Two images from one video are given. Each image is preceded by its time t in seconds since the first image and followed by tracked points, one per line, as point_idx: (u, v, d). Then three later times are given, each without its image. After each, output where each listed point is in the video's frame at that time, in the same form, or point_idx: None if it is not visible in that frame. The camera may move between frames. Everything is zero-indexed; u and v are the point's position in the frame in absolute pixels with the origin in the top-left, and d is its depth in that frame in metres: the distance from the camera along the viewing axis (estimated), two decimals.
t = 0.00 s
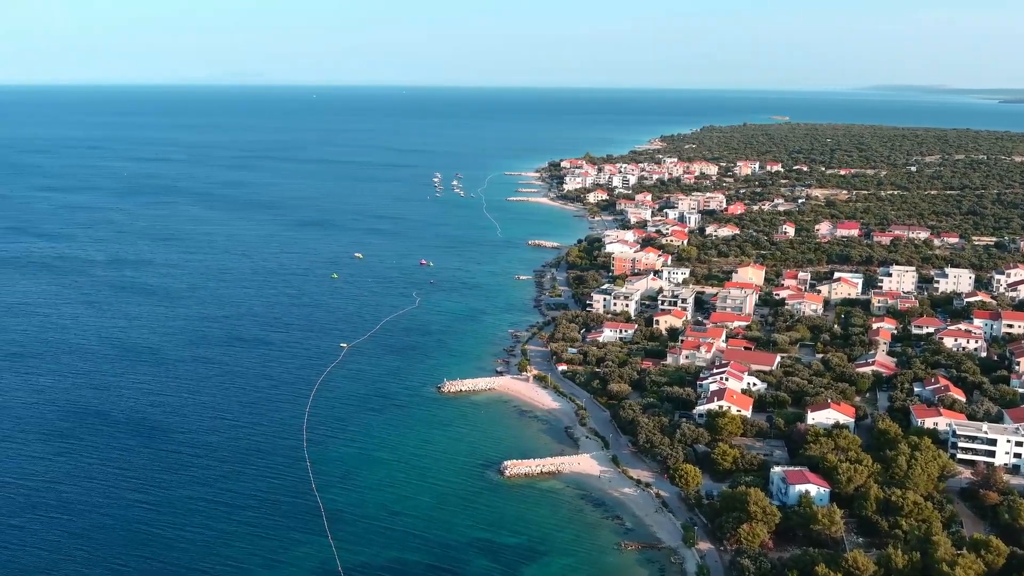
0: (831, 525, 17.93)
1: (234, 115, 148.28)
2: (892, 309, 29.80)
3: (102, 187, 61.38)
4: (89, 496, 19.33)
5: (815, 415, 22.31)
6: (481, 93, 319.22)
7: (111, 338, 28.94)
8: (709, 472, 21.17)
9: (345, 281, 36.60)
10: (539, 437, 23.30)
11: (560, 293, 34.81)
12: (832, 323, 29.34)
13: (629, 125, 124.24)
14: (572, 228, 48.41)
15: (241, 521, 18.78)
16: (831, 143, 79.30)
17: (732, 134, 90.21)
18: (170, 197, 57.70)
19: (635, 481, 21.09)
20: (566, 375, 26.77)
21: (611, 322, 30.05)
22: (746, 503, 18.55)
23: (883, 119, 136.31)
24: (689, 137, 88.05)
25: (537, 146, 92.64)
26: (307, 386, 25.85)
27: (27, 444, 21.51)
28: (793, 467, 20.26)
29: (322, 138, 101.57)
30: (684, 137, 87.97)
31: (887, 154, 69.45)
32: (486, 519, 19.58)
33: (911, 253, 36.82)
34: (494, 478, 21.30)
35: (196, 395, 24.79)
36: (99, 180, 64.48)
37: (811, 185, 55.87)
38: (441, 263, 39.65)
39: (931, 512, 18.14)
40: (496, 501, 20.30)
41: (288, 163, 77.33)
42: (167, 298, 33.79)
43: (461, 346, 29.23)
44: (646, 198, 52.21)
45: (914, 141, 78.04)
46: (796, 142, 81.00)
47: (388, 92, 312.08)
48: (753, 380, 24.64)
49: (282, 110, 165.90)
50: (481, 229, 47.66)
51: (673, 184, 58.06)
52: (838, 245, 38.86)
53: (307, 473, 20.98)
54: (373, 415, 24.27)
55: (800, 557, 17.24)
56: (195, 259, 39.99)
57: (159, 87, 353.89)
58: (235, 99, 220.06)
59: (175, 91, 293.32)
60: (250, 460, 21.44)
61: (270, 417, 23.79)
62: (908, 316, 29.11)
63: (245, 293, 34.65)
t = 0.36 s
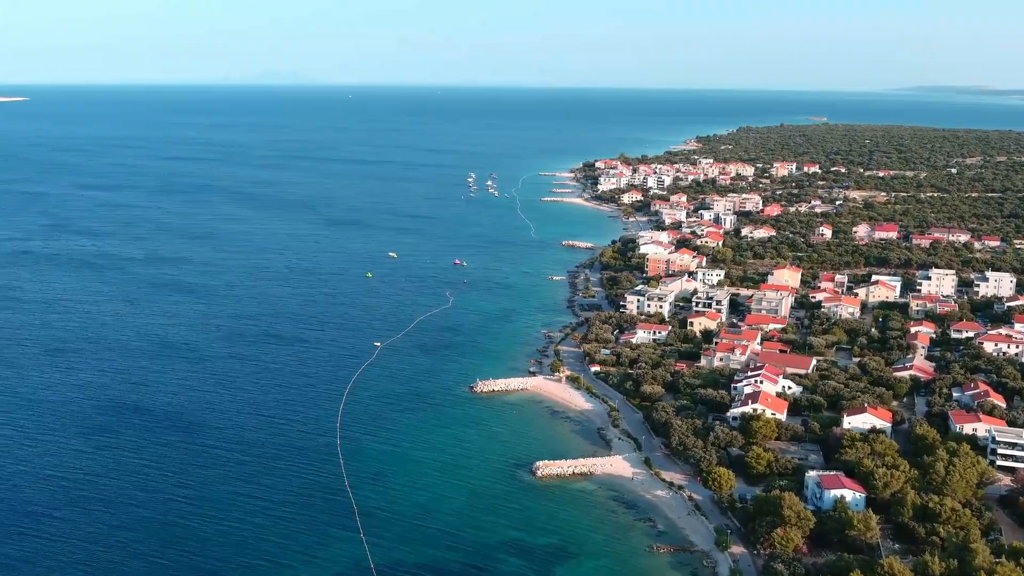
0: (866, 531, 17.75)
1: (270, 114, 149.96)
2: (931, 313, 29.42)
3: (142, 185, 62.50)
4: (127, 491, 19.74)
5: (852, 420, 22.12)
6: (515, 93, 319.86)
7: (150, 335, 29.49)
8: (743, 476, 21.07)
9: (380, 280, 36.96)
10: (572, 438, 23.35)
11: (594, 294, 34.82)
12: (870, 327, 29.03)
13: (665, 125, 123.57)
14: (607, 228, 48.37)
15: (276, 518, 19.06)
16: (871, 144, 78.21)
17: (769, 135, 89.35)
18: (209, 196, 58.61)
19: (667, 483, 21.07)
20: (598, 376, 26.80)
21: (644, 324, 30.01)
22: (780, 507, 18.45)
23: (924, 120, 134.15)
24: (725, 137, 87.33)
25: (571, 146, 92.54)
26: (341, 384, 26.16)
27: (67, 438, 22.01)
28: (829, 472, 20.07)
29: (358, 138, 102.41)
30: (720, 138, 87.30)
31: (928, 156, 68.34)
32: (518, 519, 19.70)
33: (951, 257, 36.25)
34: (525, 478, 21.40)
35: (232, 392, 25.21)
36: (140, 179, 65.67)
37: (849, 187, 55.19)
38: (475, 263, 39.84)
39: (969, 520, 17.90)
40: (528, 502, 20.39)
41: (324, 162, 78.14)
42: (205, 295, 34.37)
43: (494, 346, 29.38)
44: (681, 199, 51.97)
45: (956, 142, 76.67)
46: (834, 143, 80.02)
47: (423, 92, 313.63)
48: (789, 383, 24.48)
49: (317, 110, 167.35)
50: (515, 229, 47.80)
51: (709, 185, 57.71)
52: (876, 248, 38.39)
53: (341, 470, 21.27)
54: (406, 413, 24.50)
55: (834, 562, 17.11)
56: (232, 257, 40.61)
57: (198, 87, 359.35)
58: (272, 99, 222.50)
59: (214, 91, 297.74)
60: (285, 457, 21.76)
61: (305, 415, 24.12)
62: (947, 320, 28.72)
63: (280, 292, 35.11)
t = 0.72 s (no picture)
0: (900, 537, 17.60)
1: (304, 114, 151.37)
2: (968, 317, 29.03)
3: (178, 184, 63.49)
4: (162, 485, 20.14)
5: (886, 424, 21.92)
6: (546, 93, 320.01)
7: (185, 333, 30.00)
8: (775, 480, 20.97)
9: (412, 280, 37.25)
10: (602, 439, 23.39)
11: (625, 295, 34.79)
12: (905, 330, 28.71)
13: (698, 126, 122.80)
14: (638, 229, 48.27)
15: (307, 514, 19.34)
16: (908, 146, 77.09)
17: (804, 136, 88.45)
18: (243, 194, 59.39)
19: (698, 486, 21.03)
20: (629, 378, 26.80)
21: (676, 325, 29.92)
22: (812, 511, 18.34)
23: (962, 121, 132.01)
24: (759, 138, 86.60)
25: (603, 147, 92.33)
26: (373, 383, 26.45)
27: (105, 433, 22.50)
28: (862, 476, 19.91)
29: (390, 138, 103.06)
30: (754, 139, 86.60)
31: (967, 157, 67.23)
32: (547, 519, 19.80)
33: (990, 260, 35.68)
34: (555, 479, 21.49)
35: (265, 389, 25.60)
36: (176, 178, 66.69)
37: (884, 189, 54.49)
38: (506, 263, 39.99)
39: (1006, 527, 17.67)
40: (557, 503, 20.47)
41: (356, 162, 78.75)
42: (240, 293, 34.87)
43: (524, 346, 29.49)
44: (714, 200, 51.67)
45: (996, 144, 75.31)
46: (870, 144, 79.01)
47: (454, 93, 314.80)
48: (822, 387, 24.30)
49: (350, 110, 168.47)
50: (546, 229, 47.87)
51: (742, 186, 57.30)
52: (912, 250, 37.90)
53: (373, 468, 21.54)
54: (437, 413, 24.70)
55: (867, 568, 16.98)
56: (266, 256, 41.14)
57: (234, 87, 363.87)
58: (306, 99, 224.18)
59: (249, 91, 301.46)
60: (317, 454, 22.08)
61: (336, 413, 24.42)
62: (985, 324, 28.31)
63: (313, 290, 35.52)
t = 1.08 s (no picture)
0: (931, 542, 17.43)
1: (333, 114, 152.48)
2: (1001, 320, 28.65)
3: (209, 184, 64.28)
4: (191, 482, 20.48)
5: (916, 428, 21.71)
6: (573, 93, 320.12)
7: (214, 331, 30.45)
8: (803, 483, 20.84)
9: (439, 279, 37.48)
10: (628, 440, 23.40)
11: (652, 296, 34.74)
12: (937, 334, 28.41)
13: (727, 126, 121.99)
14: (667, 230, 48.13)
15: (334, 512, 19.58)
16: (941, 147, 76.08)
17: (835, 137, 87.53)
18: (273, 194, 60.00)
19: (725, 489, 20.96)
20: (656, 379, 26.77)
21: (704, 327, 29.82)
22: (840, 515, 18.23)
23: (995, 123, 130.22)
24: (789, 139, 85.87)
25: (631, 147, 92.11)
26: (400, 382, 26.67)
27: (138, 429, 22.90)
28: (892, 481, 19.72)
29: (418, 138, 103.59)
30: (784, 139, 85.91)
31: (1002, 159, 66.22)
32: (573, 520, 19.85)
33: None
34: (580, 480, 21.55)
35: (293, 387, 25.91)
36: (207, 177, 67.53)
37: (917, 190, 53.84)
38: (533, 263, 40.06)
39: None
40: (582, 503, 20.54)
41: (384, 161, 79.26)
42: (269, 292, 35.28)
43: (551, 347, 29.56)
44: (743, 201, 51.37)
45: None
46: (902, 146, 78.10)
47: (482, 93, 315.70)
48: (851, 390, 24.12)
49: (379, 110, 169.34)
50: (574, 229, 47.90)
51: (771, 187, 56.90)
52: (945, 253, 37.45)
53: (400, 466, 21.75)
54: (463, 412, 24.85)
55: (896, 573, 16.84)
56: (295, 255, 41.56)
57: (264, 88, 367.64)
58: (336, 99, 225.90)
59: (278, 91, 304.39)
60: (345, 452, 22.34)
61: (363, 411, 24.68)
62: (1019, 327, 27.94)
63: (340, 289, 35.86)
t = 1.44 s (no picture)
0: (962, 549, 17.25)
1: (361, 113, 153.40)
2: None
3: (240, 183, 65.05)
4: (221, 478, 20.85)
5: (949, 433, 21.48)
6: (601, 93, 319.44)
7: (244, 328, 30.90)
8: (832, 487, 20.72)
9: (467, 279, 37.67)
10: (656, 442, 23.41)
11: (680, 297, 34.65)
12: (970, 337, 28.09)
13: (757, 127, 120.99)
14: (696, 231, 47.94)
15: (362, 510, 19.82)
16: (976, 148, 74.93)
17: (867, 138, 86.45)
18: (303, 193, 60.59)
19: (753, 492, 20.89)
20: (684, 381, 26.74)
21: (732, 329, 29.71)
22: (871, 520, 18.09)
23: None
24: (821, 140, 85.03)
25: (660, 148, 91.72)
26: (428, 381, 26.88)
27: (170, 426, 23.32)
28: (923, 486, 19.55)
29: (446, 138, 103.94)
30: (815, 140, 85.07)
31: None
32: (599, 522, 19.90)
33: None
34: (607, 481, 21.60)
35: (322, 385, 26.23)
36: (237, 177, 68.32)
37: (951, 193, 53.12)
38: (561, 264, 40.12)
39: None
40: (607, 505, 20.58)
41: (413, 161, 79.65)
42: (299, 291, 35.68)
43: (579, 348, 29.61)
44: (773, 203, 51.01)
45: None
46: (936, 147, 77.01)
47: (510, 93, 316.03)
48: (882, 394, 23.92)
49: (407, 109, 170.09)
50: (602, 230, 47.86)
51: (802, 188, 56.42)
52: (979, 256, 36.94)
53: (428, 465, 21.95)
54: (490, 412, 25.01)
55: None
56: (325, 254, 41.96)
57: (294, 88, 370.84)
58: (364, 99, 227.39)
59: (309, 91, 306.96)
60: (374, 450, 22.59)
61: (391, 410, 24.92)
62: None
63: (369, 288, 36.18)
